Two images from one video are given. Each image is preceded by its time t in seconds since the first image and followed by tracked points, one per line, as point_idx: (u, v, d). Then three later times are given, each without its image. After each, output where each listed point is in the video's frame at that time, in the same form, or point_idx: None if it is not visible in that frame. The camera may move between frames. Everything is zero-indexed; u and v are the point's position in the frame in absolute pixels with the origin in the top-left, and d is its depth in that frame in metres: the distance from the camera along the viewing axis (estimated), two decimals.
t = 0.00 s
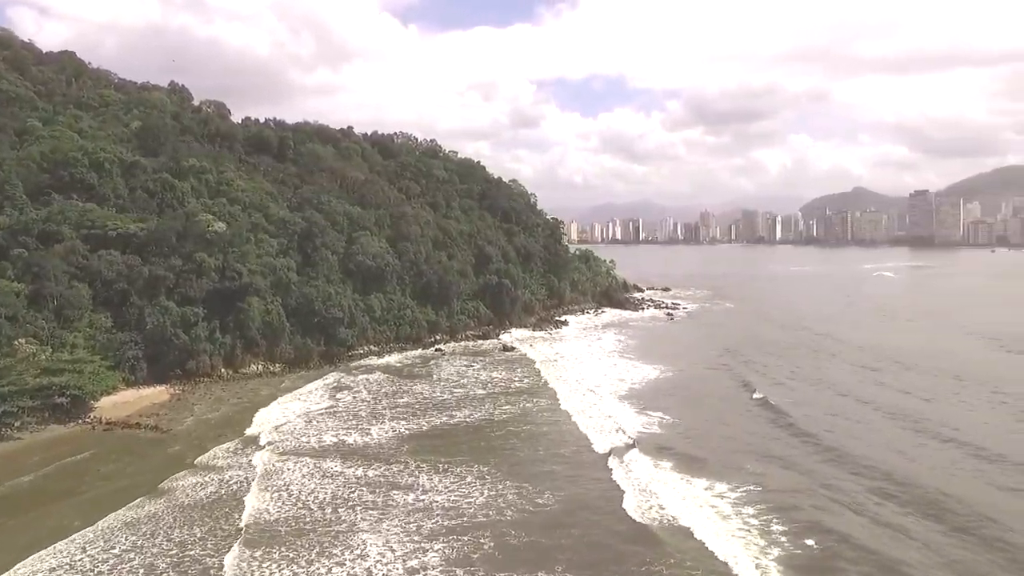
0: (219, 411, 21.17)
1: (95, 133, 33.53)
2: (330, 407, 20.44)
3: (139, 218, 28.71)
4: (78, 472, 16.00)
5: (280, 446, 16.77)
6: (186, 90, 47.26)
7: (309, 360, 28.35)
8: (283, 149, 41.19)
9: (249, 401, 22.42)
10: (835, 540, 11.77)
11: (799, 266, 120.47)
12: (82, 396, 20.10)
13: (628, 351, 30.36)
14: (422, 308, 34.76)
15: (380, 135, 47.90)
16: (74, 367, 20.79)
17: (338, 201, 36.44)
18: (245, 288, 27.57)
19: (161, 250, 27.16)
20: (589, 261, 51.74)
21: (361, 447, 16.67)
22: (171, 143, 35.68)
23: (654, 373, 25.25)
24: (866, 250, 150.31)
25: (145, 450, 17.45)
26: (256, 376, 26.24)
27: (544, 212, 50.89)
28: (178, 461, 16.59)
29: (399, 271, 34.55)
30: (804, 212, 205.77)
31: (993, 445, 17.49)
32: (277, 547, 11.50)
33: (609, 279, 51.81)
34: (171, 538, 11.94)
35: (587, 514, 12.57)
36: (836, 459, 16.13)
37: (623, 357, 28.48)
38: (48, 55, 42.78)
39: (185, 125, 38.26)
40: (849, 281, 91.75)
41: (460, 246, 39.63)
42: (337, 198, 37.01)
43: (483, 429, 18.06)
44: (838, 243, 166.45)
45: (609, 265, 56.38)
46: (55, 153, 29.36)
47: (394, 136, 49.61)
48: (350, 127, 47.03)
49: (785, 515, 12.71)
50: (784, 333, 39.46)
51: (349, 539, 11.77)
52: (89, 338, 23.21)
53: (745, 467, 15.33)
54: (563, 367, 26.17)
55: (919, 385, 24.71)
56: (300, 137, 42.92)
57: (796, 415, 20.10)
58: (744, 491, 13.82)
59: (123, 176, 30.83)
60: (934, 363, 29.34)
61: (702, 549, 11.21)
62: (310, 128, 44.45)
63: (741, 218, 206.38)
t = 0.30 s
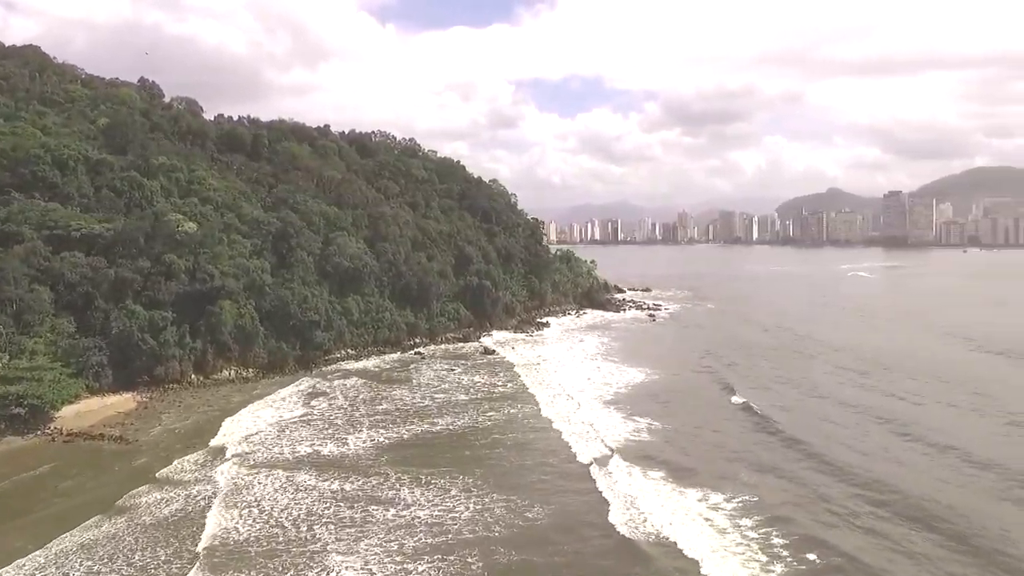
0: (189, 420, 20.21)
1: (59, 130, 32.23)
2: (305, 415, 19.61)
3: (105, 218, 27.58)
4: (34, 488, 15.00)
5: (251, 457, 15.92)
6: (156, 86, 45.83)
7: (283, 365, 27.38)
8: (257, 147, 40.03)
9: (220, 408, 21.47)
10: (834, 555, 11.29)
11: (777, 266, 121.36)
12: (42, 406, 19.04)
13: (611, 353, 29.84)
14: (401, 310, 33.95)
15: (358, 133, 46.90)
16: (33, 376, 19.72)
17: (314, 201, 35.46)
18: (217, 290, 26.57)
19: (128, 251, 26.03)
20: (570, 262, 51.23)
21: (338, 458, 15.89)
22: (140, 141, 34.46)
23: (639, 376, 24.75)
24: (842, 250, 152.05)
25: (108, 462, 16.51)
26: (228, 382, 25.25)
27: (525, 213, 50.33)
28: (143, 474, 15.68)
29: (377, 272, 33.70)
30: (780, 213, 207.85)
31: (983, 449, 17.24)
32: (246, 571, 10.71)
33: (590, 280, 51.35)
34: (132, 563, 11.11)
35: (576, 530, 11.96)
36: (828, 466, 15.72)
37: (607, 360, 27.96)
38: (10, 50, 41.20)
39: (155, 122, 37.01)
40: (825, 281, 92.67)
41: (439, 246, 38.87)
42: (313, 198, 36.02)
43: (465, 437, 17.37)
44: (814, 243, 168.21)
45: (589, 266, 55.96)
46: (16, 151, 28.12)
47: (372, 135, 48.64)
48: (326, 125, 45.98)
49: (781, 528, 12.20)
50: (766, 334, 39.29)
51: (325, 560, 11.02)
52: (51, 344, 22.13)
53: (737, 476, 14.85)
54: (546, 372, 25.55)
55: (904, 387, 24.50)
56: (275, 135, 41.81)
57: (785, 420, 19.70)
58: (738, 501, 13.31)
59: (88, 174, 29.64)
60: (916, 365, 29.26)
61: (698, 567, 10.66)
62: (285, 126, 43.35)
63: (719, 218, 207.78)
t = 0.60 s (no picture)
0: (154, 429, 19.20)
1: (18, 125, 30.80)
2: (277, 424, 18.74)
3: (66, 218, 26.35)
4: None
5: (220, 470, 15.07)
6: (122, 81, 44.27)
7: (255, 370, 26.39)
8: (229, 145, 38.81)
9: (188, 417, 20.48)
10: (834, 570, 10.84)
11: (753, 266, 122.18)
12: None
13: (594, 356, 29.32)
14: (377, 313, 33.12)
15: (333, 132, 45.84)
16: None
17: (287, 201, 34.45)
18: (185, 293, 25.51)
19: (91, 252, 24.84)
20: (549, 263, 50.71)
21: (312, 470, 15.10)
22: (105, 138, 33.12)
23: (622, 381, 24.25)
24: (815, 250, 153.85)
25: (65, 476, 15.50)
26: (197, 389, 24.22)
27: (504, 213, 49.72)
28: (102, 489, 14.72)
29: (352, 274, 32.82)
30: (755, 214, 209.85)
31: (970, 454, 17.06)
32: None
33: (570, 281, 50.88)
34: None
35: (565, 548, 11.37)
36: (818, 473, 15.35)
37: (589, 363, 27.43)
38: None
39: (121, 118, 35.64)
40: (800, 281, 93.61)
41: (417, 247, 38.05)
42: (286, 197, 35.00)
43: (447, 447, 16.67)
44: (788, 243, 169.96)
45: (568, 267, 55.49)
46: None
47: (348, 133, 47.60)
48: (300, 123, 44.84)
49: (778, 542, 11.74)
50: (746, 336, 39.12)
51: None
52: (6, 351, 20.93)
53: (728, 486, 14.40)
54: (528, 376, 24.94)
55: (888, 389, 24.36)
56: (247, 133, 40.63)
57: (772, 425, 19.33)
58: (731, 513, 12.83)
59: (49, 172, 28.34)
60: (898, 366, 29.23)
61: None
62: (258, 124, 42.17)
63: (695, 219, 209.11)
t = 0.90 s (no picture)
0: (115, 441, 18.15)
1: None
2: (246, 434, 17.85)
3: (23, 219, 25.07)
4: None
5: (183, 486, 14.18)
6: (84, 77, 42.63)
7: (223, 377, 25.34)
8: (197, 143, 37.51)
9: (151, 427, 19.44)
10: None
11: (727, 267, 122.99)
12: None
13: (574, 359, 28.81)
14: (351, 316, 32.20)
15: (305, 130, 44.71)
16: None
17: (258, 201, 33.40)
18: (149, 297, 24.42)
19: (48, 254, 23.65)
20: (526, 264, 50.14)
21: (283, 485, 14.31)
22: (65, 135, 31.70)
23: (605, 385, 23.75)
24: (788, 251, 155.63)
25: (15, 493, 14.45)
26: (162, 397, 23.14)
27: (480, 214, 49.08)
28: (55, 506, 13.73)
29: (325, 276, 31.91)
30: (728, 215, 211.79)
31: (954, 457, 16.92)
32: None
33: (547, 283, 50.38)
34: None
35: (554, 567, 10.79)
36: (807, 479, 15.01)
37: (570, 367, 26.89)
38: None
39: (82, 115, 34.20)
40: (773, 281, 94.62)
41: (392, 248, 37.21)
42: (257, 197, 33.92)
43: (426, 458, 15.98)
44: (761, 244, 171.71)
45: (546, 268, 54.98)
46: None
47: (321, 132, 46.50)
48: (271, 121, 43.63)
49: (774, 556, 11.31)
50: (724, 337, 38.99)
51: None
52: None
53: (717, 496, 13.97)
54: (507, 381, 24.31)
55: (870, 391, 24.25)
56: (217, 130, 39.37)
57: (757, 430, 19.00)
58: (724, 526, 12.39)
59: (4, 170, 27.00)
60: (876, 368, 29.23)
61: None
62: (227, 121, 40.89)
63: (669, 220, 210.37)
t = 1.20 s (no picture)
0: (71, 454, 17.07)
1: None
2: (211, 446, 16.95)
3: None
4: None
5: (142, 504, 13.29)
6: (43, 71, 40.84)
7: (189, 384, 24.27)
8: (162, 141, 36.15)
9: (110, 439, 18.36)
10: None
11: (701, 267, 123.65)
12: None
13: (553, 363, 28.28)
14: (323, 320, 31.26)
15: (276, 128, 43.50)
16: None
17: (226, 201, 32.28)
18: (110, 301, 23.30)
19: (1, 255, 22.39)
20: (503, 265, 49.54)
21: (251, 501, 13.51)
22: (20, 131, 30.21)
23: (586, 389, 23.25)
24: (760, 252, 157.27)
25: None
26: (123, 406, 22.02)
27: (456, 214, 48.36)
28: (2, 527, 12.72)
29: (296, 278, 30.97)
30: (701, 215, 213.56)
31: (938, 461, 16.79)
32: None
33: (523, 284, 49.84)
34: None
35: None
36: (798, 487, 14.69)
37: (549, 371, 26.35)
38: None
39: (40, 110, 32.66)
40: (746, 282, 95.28)
41: (366, 249, 36.34)
42: (225, 196, 32.78)
43: (404, 470, 15.29)
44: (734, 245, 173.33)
45: (522, 269, 54.43)
46: None
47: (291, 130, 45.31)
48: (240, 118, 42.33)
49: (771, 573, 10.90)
50: (702, 338, 38.80)
51: None
52: None
53: (707, 507, 13.54)
54: (485, 386, 23.66)
55: (850, 394, 24.14)
56: (183, 127, 37.99)
57: (742, 435, 18.67)
58: (717, 540, 11.97)
59: None
60: (855, 370, 29.22)
61: None
62: (195, 118, 39.53)
63: (643, 221, 211.39)
